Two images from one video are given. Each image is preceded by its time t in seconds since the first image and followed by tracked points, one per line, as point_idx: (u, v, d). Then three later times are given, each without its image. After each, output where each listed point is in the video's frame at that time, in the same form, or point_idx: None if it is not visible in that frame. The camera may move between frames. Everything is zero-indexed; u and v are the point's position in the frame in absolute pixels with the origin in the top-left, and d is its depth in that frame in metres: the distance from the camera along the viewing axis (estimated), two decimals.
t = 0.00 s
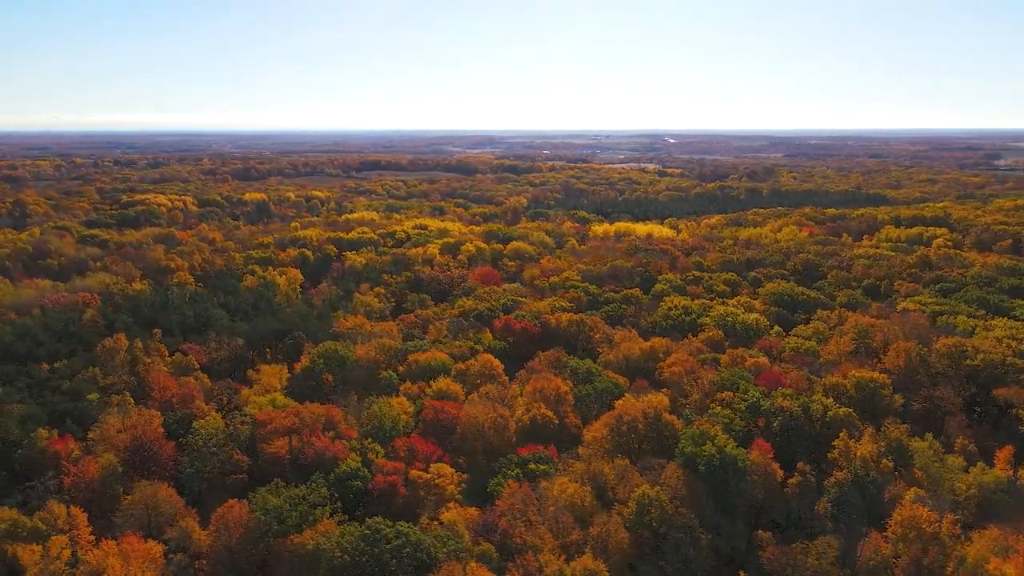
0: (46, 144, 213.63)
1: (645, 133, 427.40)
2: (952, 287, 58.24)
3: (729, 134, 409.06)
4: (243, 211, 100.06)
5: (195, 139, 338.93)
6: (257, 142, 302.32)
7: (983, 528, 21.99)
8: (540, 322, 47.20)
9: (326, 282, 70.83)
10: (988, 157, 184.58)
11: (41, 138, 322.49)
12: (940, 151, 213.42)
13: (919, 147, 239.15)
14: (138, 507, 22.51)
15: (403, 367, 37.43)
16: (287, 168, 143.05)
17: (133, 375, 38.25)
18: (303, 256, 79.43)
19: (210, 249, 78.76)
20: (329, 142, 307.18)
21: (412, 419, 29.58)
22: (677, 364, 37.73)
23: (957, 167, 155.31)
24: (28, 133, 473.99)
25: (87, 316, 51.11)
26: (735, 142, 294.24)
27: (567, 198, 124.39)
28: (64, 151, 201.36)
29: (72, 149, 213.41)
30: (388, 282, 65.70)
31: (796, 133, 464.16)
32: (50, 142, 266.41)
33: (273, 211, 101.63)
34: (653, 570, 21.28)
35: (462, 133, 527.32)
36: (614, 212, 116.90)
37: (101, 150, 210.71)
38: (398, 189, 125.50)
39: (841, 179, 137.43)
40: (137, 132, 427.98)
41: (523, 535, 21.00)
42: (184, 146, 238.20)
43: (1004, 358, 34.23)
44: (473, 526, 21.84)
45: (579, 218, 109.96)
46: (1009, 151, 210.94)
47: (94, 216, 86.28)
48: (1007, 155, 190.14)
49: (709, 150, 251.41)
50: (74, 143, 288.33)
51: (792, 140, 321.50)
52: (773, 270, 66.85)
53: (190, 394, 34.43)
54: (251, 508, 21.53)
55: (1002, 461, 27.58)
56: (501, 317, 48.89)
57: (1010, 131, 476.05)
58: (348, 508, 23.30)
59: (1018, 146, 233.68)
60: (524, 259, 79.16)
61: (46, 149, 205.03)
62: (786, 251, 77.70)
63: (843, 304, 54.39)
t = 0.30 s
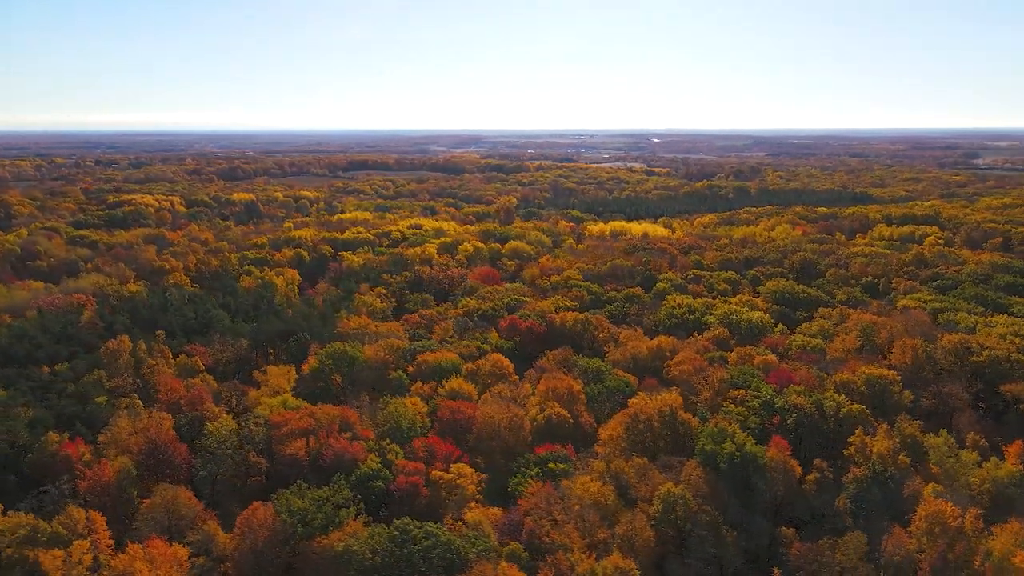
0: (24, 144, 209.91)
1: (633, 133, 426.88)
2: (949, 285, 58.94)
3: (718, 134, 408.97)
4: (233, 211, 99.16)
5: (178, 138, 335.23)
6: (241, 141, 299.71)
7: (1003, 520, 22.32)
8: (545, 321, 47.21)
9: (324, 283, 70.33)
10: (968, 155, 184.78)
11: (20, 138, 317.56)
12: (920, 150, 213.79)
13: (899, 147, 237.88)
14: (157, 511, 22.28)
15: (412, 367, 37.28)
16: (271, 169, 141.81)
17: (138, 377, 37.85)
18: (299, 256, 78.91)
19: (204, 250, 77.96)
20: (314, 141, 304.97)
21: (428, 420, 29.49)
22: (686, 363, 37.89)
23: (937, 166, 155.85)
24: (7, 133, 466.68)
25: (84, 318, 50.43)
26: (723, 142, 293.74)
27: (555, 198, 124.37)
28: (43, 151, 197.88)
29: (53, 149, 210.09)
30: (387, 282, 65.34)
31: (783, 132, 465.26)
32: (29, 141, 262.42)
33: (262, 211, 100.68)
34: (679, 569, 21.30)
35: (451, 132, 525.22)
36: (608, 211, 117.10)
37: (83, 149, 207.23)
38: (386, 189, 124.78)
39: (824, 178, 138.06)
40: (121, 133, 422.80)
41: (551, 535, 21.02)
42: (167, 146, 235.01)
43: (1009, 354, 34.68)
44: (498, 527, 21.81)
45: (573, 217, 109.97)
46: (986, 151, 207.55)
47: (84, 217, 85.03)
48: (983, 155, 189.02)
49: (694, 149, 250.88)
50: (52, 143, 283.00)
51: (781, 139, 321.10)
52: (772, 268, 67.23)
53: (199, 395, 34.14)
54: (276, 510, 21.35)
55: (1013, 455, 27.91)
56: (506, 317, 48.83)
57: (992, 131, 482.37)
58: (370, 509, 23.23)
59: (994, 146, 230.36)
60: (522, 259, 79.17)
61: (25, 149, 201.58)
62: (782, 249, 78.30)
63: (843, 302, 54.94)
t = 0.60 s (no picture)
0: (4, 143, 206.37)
1: (619, 133, 426.22)
2: (944, 283, 59.74)
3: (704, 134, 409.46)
4: (217, 211, 97.85)
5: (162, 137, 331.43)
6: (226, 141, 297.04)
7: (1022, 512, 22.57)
8: (550, 320, 47.24)
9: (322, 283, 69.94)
10: (947, 155, 186.01)
11: None
12: (900, 150, 214.89)
13: (880, 146, 238.19)
14: (179, 514, 22.06)
15: (422, 367, 37.20)
16: (256, 169, 140.58)
17: (144, 378, 37.45)
18: (294, 257, 78.37)
19: (198, 251, 77.19)
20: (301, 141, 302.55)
21: (444, 420, 29.42)
22: (694, 360, 38.11)
23: (915, 166, 156.79)
24: None
25: (81, 320, 49.76)
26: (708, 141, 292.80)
27: (545, 198, 124.37)
28: (23, 151, 194.72)
29: (28, 148, 205.92)
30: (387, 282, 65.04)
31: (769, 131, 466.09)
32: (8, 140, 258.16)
33: (250, 211, 99.72)
34: (706, 566, 21.40)
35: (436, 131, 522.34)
36: (601, 210, 117.36)
37: (57, 149, 203.68)
38: (375, 189, 124.12)
39: (808, 177, 138.98)
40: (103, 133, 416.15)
41: (578, 532, 21.04)
42: (147, 146, 231.22)
43: (1013, 351, 35.19)
44: (523, 528, 21.81)
45: (567, 217, 110.06)
46: (960, 151, 205.60)
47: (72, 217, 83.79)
48: (961, 155, 190.09)
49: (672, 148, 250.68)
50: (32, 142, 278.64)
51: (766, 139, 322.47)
52: (771, 267, 67.70)
53: (208, 397, 33.82)
54: (301, 511, 21.19)
55: None
56: (511, 316, 48.87)
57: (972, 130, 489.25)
58: (393, 510, 23.15)
59: (972, 146, 229.52)
60: (519, 258, 79.15)
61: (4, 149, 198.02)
62: (778, 247, 78.92)
63: (842, 299, 55.51)
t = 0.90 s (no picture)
0: None
1: (608, 133, 425.54)
2: (941, 281, 60.35)
3: (692, 134, 409.66)
4: (210, 212, 97.07)
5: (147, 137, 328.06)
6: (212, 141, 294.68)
7: None
8: (556, 320, 47.25)
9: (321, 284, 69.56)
10: (931, 155, 187.03)
11: None
12: (883, 149, 215.75)
13: (863, 145, 238.77)
14: (200, 518, 21.86)
15: (431, 367, 37.12)
16: (246, 169, 139.54)
17: (150, 381, 37.07)
18: (291, 257, 77.89)
19: (193, 252, 76.55)
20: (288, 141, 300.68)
21: (459, 421, 29.35)
22: (702, 359, 38.30)
23: (902, 165, 158.35)
24: None
25: (80, 323, 49.18)
26: (696, 141, 292.02)
27: (534, 198, 124.32)
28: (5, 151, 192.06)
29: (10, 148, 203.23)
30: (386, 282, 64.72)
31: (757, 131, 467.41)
32: None
33: (239, 211, 98.87)
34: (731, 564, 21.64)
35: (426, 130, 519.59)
36: (595, 210, 117.41)
37: (40, 149, 201.28)
38: (363, 189, 123.53)
39: (793, 176, 139.96)
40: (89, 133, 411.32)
41: (603, 532, 21.04)
42: (132, 146, 228.21)
43: (1018, 347, 35.58)
44: (548, 528, 21.81)
45: (562, 216, 110.17)
46: (943, 151, 204.92)
47: (64, 218, 82.89)
48: (942, 154, 191.28)
49: (660, 147, 250.32)
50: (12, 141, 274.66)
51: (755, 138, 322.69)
52: (770, 265, 67.96)
53: (217, 399, 33.53)
54: (325, 514, 21.03)
55: None
56: (516, 316, 48.86)
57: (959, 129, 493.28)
58: (416, 511, 23.07)
59: (955, 146, 228.92)
60: (517, 258, 79.13)
61: None
62: (775, 246, 79.42)
63: (842, 297, 55.93)
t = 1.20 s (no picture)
0: None
1: (593, 133, 425.58)
2: (938, 279, 61.08)
3: (680, 134, 409.34)
4: (195, 213, 95.72)
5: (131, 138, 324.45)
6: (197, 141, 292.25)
7: None
8: (560, 319, 47.31)
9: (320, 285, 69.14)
10: (915, 154, 189.16)
11: None
12: (867, 148, 217.53)
13: (846, 145, 240.37)
14: (223, 522, 21.64)
15: (441, 368, 37.02)
16: (237, 169, 138.45)
17: (156, 383, 36.69)
18: (287, 258, 77.39)
19: (187, 253, 75.83)
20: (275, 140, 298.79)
21: (475, 421, 29.30)
22: (710, 357, 38.55)
23: (887, 164, 160.16)
24: None
25: (79, 325, 48.52)
26: (680, 141, 291.43)
27: (524, 198, 124.29)
28: None
29: None
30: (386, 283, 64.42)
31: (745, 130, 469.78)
32: None
33: (228, 211, 98.01)
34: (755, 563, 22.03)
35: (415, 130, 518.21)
36: (588, 210, 117.60)
37: (22, 149, 198.09)
38: (352, 189, 122.86)
39: (780, 176, 141.08)
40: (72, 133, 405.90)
41: (631, 530, 21.04)
42: (117, 146, 225.56)
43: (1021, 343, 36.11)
44: (574, 529, 21.83)
45: (556, 216, 110.31)
46: (924, 151, 205.10)
47: (54, 219, 81.83)
48: (921, 154, 193.36)
49: (648, 146, 250.85)
50: None
51: (744, 138, 324.21)
52: (769, 264, 68.35)
53: (227, 401, 33.23)
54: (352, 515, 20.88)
55: None
56: (521, 316, 48.87)
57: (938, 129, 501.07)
58: (440, 511, 23.03)
59: (937, 145, 231.92)
60: (515, 258, 79.14)
61: None
62: (771, 244, 80.05)
63: (841, 295, 56.46)
